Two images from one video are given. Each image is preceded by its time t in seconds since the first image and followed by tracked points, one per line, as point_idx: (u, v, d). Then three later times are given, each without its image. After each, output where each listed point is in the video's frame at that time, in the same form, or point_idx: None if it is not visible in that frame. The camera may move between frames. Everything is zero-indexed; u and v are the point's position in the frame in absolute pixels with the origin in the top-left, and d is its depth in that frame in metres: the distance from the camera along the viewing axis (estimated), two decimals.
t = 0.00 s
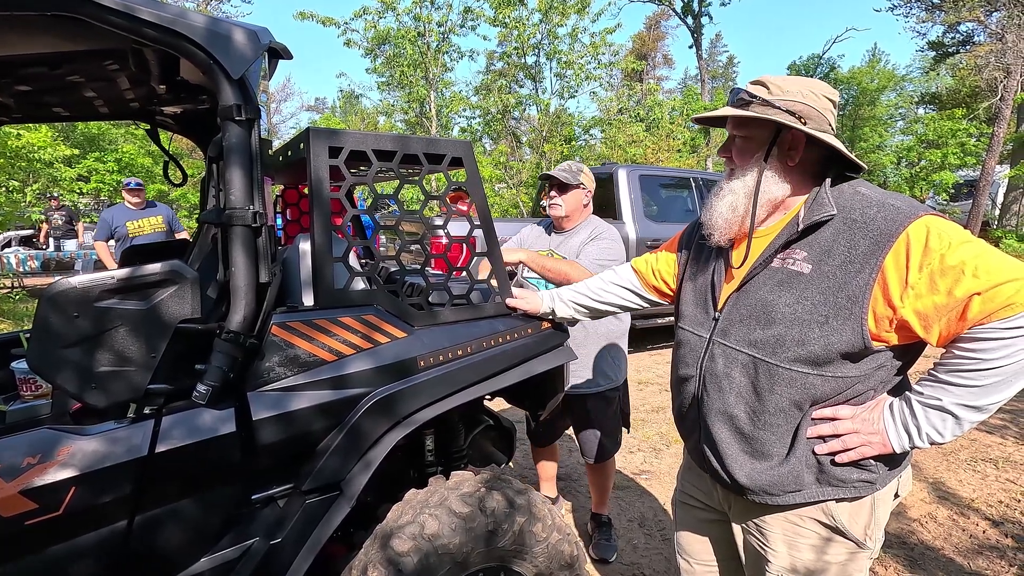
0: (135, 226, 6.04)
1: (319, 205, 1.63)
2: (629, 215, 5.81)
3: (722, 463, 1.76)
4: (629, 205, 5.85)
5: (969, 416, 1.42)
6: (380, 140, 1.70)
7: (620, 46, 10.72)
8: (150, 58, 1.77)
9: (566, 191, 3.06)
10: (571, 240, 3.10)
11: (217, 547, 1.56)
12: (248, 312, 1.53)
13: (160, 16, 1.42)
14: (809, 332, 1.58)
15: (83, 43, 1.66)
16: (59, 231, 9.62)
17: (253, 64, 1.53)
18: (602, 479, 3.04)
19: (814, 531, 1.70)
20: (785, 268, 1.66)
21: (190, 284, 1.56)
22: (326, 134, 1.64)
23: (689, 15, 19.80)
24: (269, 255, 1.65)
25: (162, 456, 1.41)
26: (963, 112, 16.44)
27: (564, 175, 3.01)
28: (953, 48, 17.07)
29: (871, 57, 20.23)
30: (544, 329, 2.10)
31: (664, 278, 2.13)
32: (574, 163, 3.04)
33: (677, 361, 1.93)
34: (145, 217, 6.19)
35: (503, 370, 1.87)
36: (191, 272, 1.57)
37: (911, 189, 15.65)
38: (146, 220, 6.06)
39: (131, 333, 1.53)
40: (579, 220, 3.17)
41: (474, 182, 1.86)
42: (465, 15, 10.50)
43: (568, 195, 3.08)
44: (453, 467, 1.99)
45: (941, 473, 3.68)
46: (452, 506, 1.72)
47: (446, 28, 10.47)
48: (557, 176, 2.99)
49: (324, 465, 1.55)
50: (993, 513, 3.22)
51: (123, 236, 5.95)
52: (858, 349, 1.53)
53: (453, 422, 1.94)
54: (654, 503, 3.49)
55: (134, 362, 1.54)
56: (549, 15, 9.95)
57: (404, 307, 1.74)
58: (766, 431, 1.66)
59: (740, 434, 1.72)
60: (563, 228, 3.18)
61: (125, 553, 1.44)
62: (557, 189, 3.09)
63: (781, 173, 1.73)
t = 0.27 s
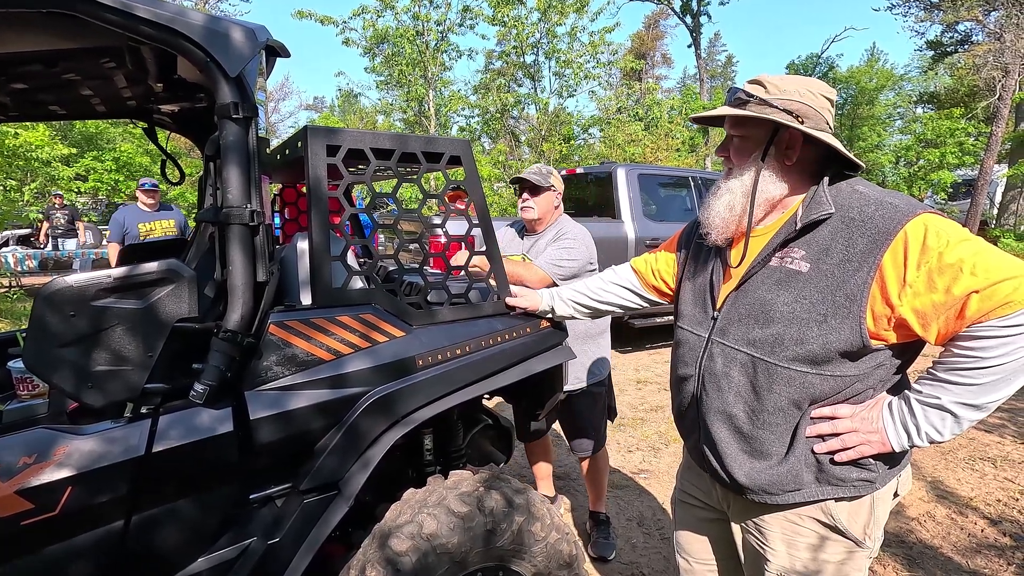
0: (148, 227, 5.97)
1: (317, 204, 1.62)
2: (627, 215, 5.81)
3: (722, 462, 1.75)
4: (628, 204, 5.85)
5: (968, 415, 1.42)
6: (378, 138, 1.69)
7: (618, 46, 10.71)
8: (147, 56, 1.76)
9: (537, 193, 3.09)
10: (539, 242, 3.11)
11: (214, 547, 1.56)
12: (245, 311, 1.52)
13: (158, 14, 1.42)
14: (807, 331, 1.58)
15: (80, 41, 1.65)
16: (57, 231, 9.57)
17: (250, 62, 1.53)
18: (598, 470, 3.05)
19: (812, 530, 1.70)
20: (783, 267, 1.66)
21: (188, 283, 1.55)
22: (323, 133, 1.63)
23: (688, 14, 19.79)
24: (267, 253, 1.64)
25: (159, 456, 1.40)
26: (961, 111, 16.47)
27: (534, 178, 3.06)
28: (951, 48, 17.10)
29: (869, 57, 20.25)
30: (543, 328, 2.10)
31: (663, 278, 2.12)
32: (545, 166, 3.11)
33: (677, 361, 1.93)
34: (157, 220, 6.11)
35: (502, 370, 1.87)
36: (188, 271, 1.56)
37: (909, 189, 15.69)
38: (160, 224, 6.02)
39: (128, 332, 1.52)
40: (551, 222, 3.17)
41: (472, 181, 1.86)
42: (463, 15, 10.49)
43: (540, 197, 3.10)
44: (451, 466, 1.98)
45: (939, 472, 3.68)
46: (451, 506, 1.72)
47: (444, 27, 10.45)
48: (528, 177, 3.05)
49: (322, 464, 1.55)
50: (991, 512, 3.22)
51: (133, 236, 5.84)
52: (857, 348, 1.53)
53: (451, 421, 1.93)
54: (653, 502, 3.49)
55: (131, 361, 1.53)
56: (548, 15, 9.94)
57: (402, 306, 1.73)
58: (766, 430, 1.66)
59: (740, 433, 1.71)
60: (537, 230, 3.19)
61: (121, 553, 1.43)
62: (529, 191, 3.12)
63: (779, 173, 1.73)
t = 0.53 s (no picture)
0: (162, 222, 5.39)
1: (316, 202, 1.62)
2: (626, 214, 5.81)
3: (722, 462, 1.75)
4: (627, 203, 5.84)
5: (969, 414, 1.42)
6: (377, 137, 1.68)
7: (617, 45, 10.70)
8: (145, 54, 1.75)
9: (523, 193, 3.10)
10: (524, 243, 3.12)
11: (213, 547, 1.55)
12: (244, 311, 1.51)
13: (155, 12, 1.41)
14: (808, 330, 1.58)
15: (77, 39, 1.65)
16: (55, 230, 9.54)
17: (249, 60, 1.52)
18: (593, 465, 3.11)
19: (813, 530, 1.70)
20: (784, 266, 1.65)
21: (186, 282, 1.54)
22: (322, 131, 1.62)
23: (687, 13, 19.77)
24: (265, 252, 1.64)
25: (157, 456, 1.40)
26: (960, 110, 16.48)
27: (518, 179, 3.06)
28: (950, 47, 17.12)
29: (867, 56, 20.26)
30: (543, 328, 2.09)
31: (663, 277, 2.12)
32: (528, 166, 3.11)
33: (677, 360, 1.92)
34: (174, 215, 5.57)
35: (501, 369, 1.86)
36: (186, 270, 1.55)
37: (908, 188, 15.71)
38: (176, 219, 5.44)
39: (127, 332, 1.52)
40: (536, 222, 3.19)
41: (471, 180, 1.86)
42: (462, 13, 10.47)
43: (525, 198, 3.11)
44: (450, 465, 1.98)
45: (938, 471, 3.69)
46: (450, 506, 1.71)
47: (443, 26, 10.44)
48: (512, 179, 3.06)
49: (321, 464, 1.54)
50: (989, 510, 3.23)
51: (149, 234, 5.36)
52: (857, 347, 1.53)
53: (451, 421, 1.93)
54: (652, 501, 3.49)
55: (129, 361, 1.53)
56: (547, 14, 9.93)
57: (401, 306, 1.73)
58: (766, 429, 1.66)
59: (740, 432, 1.71)
60: (522, 230, 3.20)
61: (120, 553, 1.43)
62: (514, 192, 3.13)
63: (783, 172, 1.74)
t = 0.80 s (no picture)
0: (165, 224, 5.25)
1: (314, 202, 1.61)
2: (625, 213, 5.81)
3: (722, 462, 1.75)
4: (626, 203, 5.84)
5: (969, 414, 1.42)
6: (375, 137, 1.68)
7: (616, 44, 10.70)
8: (142, 53, 1.75)
9: (527, 197, 3.08)
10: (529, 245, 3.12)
11: (212, 547, 1.55)
12: (242, 311, 1.50)
13: (152, 11, 1.41)
14: (808, 330, 1.58)
15: (75, 38, 1.64)
16: (53, 229, 9.53)
17: (247, 59, 1.52)
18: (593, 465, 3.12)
19: (812, 530, 1.71)
20: (783, 266, 1.65)
21: (184, 282, 1.54)
22: (321, 131, 1.62)
23: (686, 13, 19.77)
24: (263, 253, 1.63)
25: (156, 456, 1.40)
26: (958, 110, 16.51)
27: (523, 182, 3.03)
28: (948, 47, 17.15)
29: (866, 56, 20.28)
30: (542, 328, 2.09)
31: (661, 278, 2.12)
32: (533, 168, 3.07)
33: (677, 361, 1.92)
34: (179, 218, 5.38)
35: (501, 369, 1.86)
36: (185, 270, 1.55)
37: (906, 187, 15.75)
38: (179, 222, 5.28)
39: (125, 332, 1.51)
40: (541, 225, 3.18)
41: (470, 180, 1.85)
42: (461, 13, 10.46)
43: (529, 202, 3.09)
44: (449, 466, 1.98)
45: (935, 470, 3.69)
46: (449, 505, 1.71)
47: (441, 25, 10.44)
48: (516, 182, 3.02)
49: (320, 464, 1.54)
50: (987, 509, 3.23)
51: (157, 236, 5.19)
52: (857, 347, 1.53)
53: (450, 421, 1.93)
54: (651, 501, 3.49)
55: (128, 361, 1.53)
56: (546, 13, 9.93)
57: (401, 306, 1.72)
58: (766, 430, 1.66)
59: (740, 433, 1.71)
60: (527, 232, 3.19)
61: (119, 553, 1.42)
62: (518, 195, 3.11)
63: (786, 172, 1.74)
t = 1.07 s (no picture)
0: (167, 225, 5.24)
1: (312, 202, 1.61)
2: (623, 213, 5.82)
3: (721, 462, 1.75)
4: (624, 203, 5.84)
5: (965, 414, 1.43)
6: (373, 137, 1.68)
7: (614, 44, 10.70)
8: (139, 53, 1.75)
9: (530, 201, 3.06)
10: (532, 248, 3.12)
11: (210, 547, 1.55)
12: (239, 311, 1.51)
13: (151, 10, 1.40)
14: (806, 330, 1.58)
15: (72, 38, 1.64)
16: (50, 229, 9.50)
17: (245, 59, 1.52)
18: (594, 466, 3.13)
19: (810, 529, 1.71)
20: (782, 266, 1.66)
21: (182, 282, 1.53)
22: (319, 130, 1.62)
23: (684, 13, 19.78)
24: (261, 252, 1.63)
25: (153, 456, 1.39)
26: (954, 110, 16.57)
27: (525, 187, 3.00)
28: (945, 47, 17.20)
29: (863, 56, 20.33)
30: (540, 328, 2.09)
31: (659, 278, 2.13)
32: (534, 172, 3.06)
33: (674, 360, 1.93)
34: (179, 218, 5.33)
35: (499, 368, 1.86)
36: (183, 270, 1.55)
37: (903, 187, 15.82)
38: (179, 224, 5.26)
39: (123, 332, 1.51)
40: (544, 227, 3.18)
41: (468, 179, 1.85)
42: (459, 13, 10.46)
43: (532, 206, 3.07)
44: (447, 466, 1.97)
45: (932, 469, 3.70)
46: (447, 505, 1.71)
47: (439, 25, 10.43)
48: (518, 186, 3.00)
49: (318, 465, 1.54)
50: (984, 508, 3.24)
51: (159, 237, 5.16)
52: (856, 347, 1.54)
53: (448, 421, 1.93)
54: (649, 501, 3.49)
55: (125, 361, 1.52)
56: (544, 13, 9.93)
57: (399, 306, 1.73)
58: (764, 429, 1.66)
59: (738, 432, 1.71)
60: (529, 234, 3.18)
61: (117, 553, 1.42)
62: (521, 200, 3.08)
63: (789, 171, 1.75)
